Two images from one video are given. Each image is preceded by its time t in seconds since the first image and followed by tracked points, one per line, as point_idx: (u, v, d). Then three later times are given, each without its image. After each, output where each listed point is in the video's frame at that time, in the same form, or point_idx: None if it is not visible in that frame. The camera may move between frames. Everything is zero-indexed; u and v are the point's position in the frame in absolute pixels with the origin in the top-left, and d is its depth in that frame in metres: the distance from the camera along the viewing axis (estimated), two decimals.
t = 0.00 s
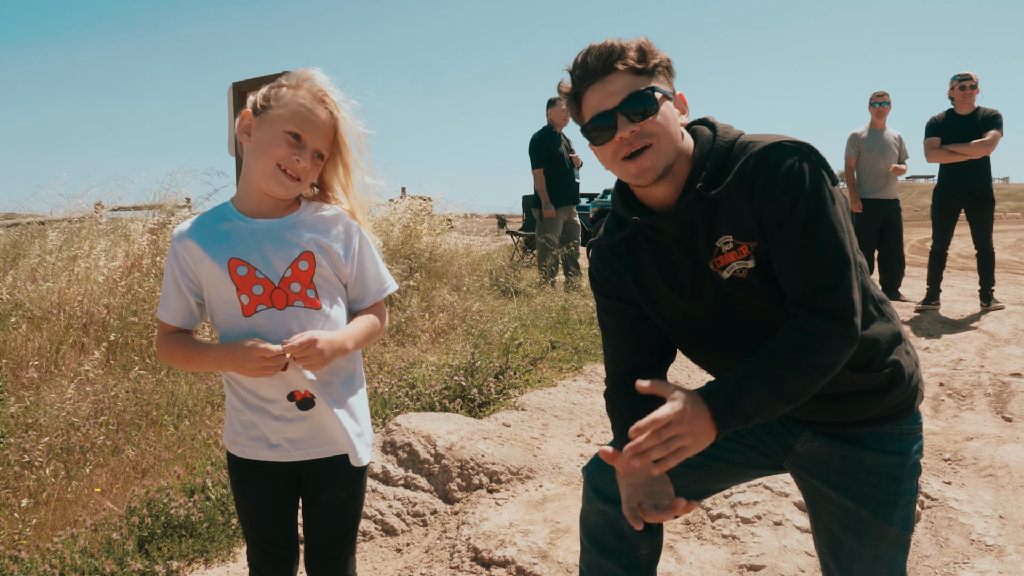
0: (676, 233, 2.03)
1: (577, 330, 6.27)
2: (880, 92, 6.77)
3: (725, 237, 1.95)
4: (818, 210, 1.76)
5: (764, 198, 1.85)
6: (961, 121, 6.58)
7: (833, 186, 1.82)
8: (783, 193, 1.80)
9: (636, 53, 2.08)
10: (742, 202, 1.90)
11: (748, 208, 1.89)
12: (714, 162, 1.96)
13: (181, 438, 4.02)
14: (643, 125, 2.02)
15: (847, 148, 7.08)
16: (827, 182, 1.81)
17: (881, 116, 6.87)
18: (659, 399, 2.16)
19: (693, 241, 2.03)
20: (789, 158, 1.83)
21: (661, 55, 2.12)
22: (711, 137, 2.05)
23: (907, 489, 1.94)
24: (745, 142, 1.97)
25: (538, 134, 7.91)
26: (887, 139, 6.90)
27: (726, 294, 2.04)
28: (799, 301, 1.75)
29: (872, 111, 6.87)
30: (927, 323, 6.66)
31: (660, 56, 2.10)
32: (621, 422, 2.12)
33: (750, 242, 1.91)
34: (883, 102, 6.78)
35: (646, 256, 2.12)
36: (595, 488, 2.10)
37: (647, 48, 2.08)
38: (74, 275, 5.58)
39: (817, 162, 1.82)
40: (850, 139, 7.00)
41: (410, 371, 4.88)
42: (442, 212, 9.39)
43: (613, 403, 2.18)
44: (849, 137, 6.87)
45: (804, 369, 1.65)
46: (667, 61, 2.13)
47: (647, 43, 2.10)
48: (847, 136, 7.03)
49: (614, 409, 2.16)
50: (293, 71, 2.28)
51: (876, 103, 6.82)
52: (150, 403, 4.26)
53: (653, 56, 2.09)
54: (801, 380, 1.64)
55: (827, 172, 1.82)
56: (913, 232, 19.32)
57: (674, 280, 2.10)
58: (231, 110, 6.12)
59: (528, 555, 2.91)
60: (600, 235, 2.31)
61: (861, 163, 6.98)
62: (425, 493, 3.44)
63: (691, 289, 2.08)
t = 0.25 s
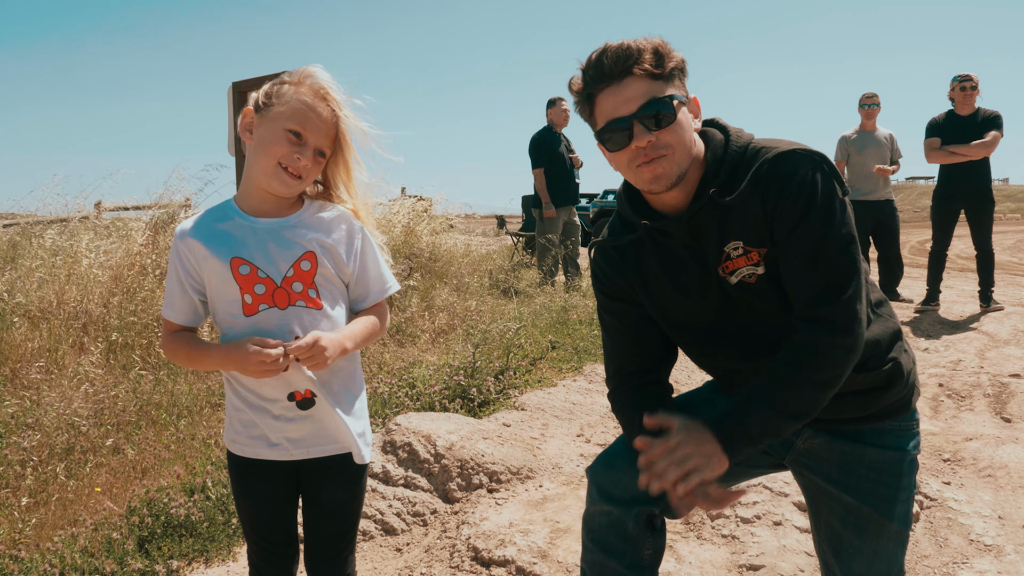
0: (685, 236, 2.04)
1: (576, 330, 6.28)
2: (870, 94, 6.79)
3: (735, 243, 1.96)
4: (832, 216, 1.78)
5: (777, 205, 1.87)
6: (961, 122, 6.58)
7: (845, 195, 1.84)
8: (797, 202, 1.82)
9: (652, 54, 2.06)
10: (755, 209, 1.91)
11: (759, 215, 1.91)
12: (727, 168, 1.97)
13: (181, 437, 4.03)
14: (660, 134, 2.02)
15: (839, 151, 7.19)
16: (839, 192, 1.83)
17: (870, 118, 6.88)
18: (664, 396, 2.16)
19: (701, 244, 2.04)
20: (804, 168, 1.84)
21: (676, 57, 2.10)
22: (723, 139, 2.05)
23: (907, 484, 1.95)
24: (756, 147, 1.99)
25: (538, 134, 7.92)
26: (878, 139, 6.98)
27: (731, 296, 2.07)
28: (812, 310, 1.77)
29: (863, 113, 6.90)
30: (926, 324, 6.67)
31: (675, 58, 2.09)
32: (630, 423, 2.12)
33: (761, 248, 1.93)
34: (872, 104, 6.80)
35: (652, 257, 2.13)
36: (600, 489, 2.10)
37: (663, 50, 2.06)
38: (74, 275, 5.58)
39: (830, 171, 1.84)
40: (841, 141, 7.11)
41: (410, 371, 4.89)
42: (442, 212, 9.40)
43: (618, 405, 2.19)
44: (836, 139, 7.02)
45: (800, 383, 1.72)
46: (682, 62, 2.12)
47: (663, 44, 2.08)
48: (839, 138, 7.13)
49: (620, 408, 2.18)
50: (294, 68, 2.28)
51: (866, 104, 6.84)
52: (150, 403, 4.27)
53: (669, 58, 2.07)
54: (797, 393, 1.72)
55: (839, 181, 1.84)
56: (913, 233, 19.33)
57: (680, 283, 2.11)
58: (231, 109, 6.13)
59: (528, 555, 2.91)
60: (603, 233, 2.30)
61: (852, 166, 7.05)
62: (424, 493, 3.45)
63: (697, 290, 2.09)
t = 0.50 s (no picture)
0: (688, 239, 2.04)
1: (576, 331, 6.28)
2: (868, 95, 6.81)
3: (736, 247, 1.97)
4: (828, 227, 1.82)
5: (779, 210, 1.88)
6: (960, 122, 6.58)
7: (844, 201, 1.87)
8: (796, 210, 1.85)
9: (662, 60, 2.05)
10: (757, 214, 1.93)
11: (761, 220, 1.92)
12: (731, 173, 1.98)
13: (181, 438, 4.03)
14: (671, 143, 2.01)
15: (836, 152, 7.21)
16: (838, 198, 1.86)
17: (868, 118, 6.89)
18: (665, 399, 2.18)
19: (703, 247, 2.05)
20: (806, 174, 1.86)
21: (685, 63, 2.09)
22: (728, 144, 2.07)
23: (905, 481, 1.96)
24: (759, 152, 2.00)
25: (538, 134, 7.93)
26: (876, 139, 6.99)
27: (732, 299, 2.08)
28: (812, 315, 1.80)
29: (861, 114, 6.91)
30: (926, 324, 6.68)
31: (684, 63, 2.08)
32: (634, 423, 2.13)
33: (762, 252, 1.95)
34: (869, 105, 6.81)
35: (655, 260, 2.13)
36: (601, 488, 2.12)
37: (673, 56, 2.05)
38: (73, 275, 5.58)
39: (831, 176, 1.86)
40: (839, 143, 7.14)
41: (410, 371, 4.89)
42: (442, 212, 9.40)
43: (620, 407, 2.21)
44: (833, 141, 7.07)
45: (793, 404, 1.79)
46: (690, 68, 2.11)
47: (673, 50, 2.06)
48: (838, 140, 7.16)
49: (621, 409, 2.20)
50: (293, 64, 2.27)
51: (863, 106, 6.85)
52: (150, 403, 4.27)
53: (679, 65, 2.07)
54: (788, 414, 1.79)
55: (839, 187, 1.87)
56: (913, 234, 19.34)
57: (682, 285, 2.11)
58: (231, 110, 6.13)
59: (528, 554, 2.91)
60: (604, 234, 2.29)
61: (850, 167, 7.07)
62: (425, 493, 3.45)
63: (698, 293, 2.10)
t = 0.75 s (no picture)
0: (684, 242, 2.05)
1: (577, 331, 6.29)
2: (870, 95, 6.81)
3: (730, 248, 1.98)
4: (819, 229, 1.82)
5: (770, 213, 1.89)
6: (960, 122, 6.59)
7: (836, 204, 1.86)
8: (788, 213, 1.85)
9: (659, 64, 2.03)
10: (749, 217, 1.93)
11: (753, 222, 1.93)
12: (725, 176, 1.98)
13: (181, 438, 4.03)
14: (666, 147, 2.01)
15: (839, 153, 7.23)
16: (830, 201, 1.85)
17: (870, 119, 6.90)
18: (661, 399, 2.19)
19: (699, 249, 2.05)
20: (798, 177, 1.86)
21: (682, 65, 2.08)
22: (723, 145, 2.07)
23: (902, 481, 1.97)
24: (754, 154, 2.00)
25: (538, 135, 7.93)
26: (879, 139, 6.97)
27: (728, 300, 2.08)
28: (799, 318, 1.81)
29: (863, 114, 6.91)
30: (926, 324, 6.68)
31: (682, 67, 2.07)
32: (628, 422, 2.14)
33: (754, 254, 1.96)
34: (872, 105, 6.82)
35: (652, 262, 2.14)
36: (598, 484, 2.13)
37: (671, 59, 2.03)
38: (73, 275, 5.58)
39: (823, 179, 1.86)
40: (842, 144, 7.16)
41: (410, 371, 4.90)
42: (441, 213, 9.41)
43: (617, 404, 2.21)
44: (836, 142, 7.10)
45: (777, 408, 1.80)
46: (687, 70, 2.09)
47: (670, 53, 2.05)
48: (840, 141, 7.18)
49: (619, 409, 2.19)
50: (292, 62, 2.27)
51: (866, 107, 6.86)
52: (151, 403, 4.27)
53: (677, 68, 2.05)
54: (772, 417, 1.80)
55: (831, 189, 1.86)
56: (912, 234, 19.37)
57: (678, 285, 2.12)
58: (232, 110, 6.14)
59: (529, 554, 2.92)
60: (603, 235, 2.30)
61: (852, 167, 7.09)
62: (426, 492, 3.46)
63: (694, 294, 2.11)
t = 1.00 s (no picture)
0: (677, 241, 2.06)
1: (577, 331, 6.30)
2: (873, 96, 6.82)
3: (719, 247, 1.98)
4: (804, 229, 1.81)
5: (757, 211, 1.88)
6: (960, 123, 6.59)
7: (824, 202, 1.84)
8: (774, 212, 1.85)
9: (651, 63, 2.04)
10: (737, 215, 1.92)
11: (741, 221, 1.92)
12: (716, 174, 1.97)
13: (182, 438, 4.04)
14: (655, 145, 2.02)
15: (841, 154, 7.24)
16: (817, 198, 1.84)
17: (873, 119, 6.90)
18: (658, 399, 2.19)
19: (692, 249, 2.06)
20: (784, 176, 1.85)
21: (675, 65, 2.08)
22: (715, 145, 2.07)
23: (901, 484, 1.97)
24: (746, 152, 1.99)
25: (538, 136, 7.94)
26: (882, 140, 6.97)
27: (722, 300, 2.08)
28: (781, 317, 1.80)
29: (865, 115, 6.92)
30: (925, 325, 6.69)
31: (674, 66, 2.07)
32: (622, 420, 2.15)
33: (742, 253, 1.95)
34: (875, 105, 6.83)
35: (647, 262, 2.14)
36: (593, 480, 2.14)
37: (662, 58, 2.04)
38: (73, 275, 5.58)
39: (809, 176, 1.85)
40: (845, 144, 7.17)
41: (411, 371, 4.90)
42: (441, 213, 9.42)
43: (613, 402, 2.21)
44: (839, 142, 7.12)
45: (756, 407, 1.80)
46: (681, 69, 2.10)
47: (662, 52, 2.06)
48: (842, 141, 7.20)
49: (615, 408, 2.20)
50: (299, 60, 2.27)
51: (869, 107, 6.87)
52: (151, 403, 4.28)
53: (669, 67, 2.06)
54: (754, 416, 1.81)
55: (818, 187, 1.85)
56: (911, 234, 19.39)
57: (671, 285, 2.13)
58: (232, 110, 6.14)
59: (530, 554, 2.93)
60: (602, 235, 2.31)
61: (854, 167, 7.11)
62: (427, 492, 3.46)
63: (689, 294, 2.12)
